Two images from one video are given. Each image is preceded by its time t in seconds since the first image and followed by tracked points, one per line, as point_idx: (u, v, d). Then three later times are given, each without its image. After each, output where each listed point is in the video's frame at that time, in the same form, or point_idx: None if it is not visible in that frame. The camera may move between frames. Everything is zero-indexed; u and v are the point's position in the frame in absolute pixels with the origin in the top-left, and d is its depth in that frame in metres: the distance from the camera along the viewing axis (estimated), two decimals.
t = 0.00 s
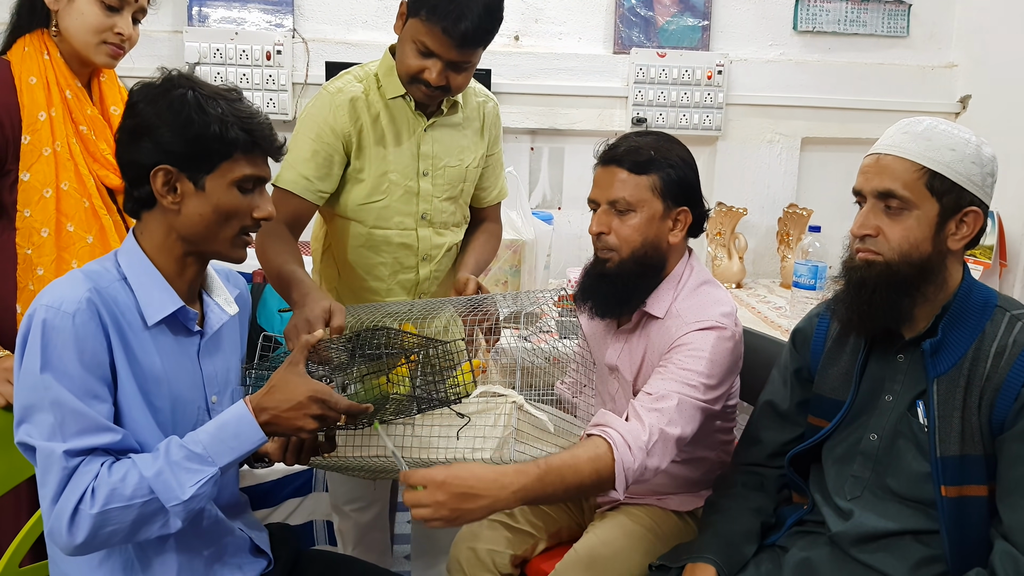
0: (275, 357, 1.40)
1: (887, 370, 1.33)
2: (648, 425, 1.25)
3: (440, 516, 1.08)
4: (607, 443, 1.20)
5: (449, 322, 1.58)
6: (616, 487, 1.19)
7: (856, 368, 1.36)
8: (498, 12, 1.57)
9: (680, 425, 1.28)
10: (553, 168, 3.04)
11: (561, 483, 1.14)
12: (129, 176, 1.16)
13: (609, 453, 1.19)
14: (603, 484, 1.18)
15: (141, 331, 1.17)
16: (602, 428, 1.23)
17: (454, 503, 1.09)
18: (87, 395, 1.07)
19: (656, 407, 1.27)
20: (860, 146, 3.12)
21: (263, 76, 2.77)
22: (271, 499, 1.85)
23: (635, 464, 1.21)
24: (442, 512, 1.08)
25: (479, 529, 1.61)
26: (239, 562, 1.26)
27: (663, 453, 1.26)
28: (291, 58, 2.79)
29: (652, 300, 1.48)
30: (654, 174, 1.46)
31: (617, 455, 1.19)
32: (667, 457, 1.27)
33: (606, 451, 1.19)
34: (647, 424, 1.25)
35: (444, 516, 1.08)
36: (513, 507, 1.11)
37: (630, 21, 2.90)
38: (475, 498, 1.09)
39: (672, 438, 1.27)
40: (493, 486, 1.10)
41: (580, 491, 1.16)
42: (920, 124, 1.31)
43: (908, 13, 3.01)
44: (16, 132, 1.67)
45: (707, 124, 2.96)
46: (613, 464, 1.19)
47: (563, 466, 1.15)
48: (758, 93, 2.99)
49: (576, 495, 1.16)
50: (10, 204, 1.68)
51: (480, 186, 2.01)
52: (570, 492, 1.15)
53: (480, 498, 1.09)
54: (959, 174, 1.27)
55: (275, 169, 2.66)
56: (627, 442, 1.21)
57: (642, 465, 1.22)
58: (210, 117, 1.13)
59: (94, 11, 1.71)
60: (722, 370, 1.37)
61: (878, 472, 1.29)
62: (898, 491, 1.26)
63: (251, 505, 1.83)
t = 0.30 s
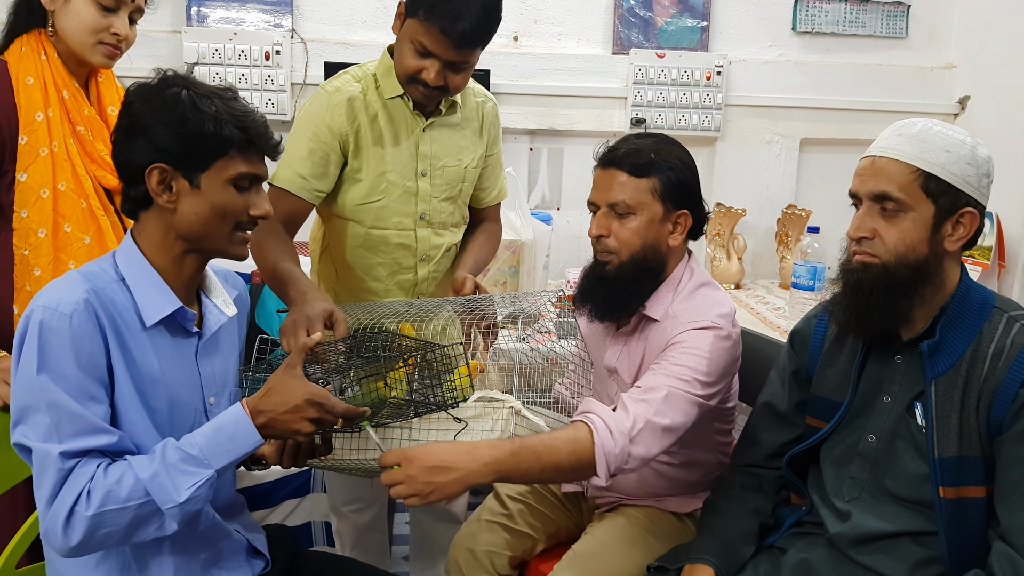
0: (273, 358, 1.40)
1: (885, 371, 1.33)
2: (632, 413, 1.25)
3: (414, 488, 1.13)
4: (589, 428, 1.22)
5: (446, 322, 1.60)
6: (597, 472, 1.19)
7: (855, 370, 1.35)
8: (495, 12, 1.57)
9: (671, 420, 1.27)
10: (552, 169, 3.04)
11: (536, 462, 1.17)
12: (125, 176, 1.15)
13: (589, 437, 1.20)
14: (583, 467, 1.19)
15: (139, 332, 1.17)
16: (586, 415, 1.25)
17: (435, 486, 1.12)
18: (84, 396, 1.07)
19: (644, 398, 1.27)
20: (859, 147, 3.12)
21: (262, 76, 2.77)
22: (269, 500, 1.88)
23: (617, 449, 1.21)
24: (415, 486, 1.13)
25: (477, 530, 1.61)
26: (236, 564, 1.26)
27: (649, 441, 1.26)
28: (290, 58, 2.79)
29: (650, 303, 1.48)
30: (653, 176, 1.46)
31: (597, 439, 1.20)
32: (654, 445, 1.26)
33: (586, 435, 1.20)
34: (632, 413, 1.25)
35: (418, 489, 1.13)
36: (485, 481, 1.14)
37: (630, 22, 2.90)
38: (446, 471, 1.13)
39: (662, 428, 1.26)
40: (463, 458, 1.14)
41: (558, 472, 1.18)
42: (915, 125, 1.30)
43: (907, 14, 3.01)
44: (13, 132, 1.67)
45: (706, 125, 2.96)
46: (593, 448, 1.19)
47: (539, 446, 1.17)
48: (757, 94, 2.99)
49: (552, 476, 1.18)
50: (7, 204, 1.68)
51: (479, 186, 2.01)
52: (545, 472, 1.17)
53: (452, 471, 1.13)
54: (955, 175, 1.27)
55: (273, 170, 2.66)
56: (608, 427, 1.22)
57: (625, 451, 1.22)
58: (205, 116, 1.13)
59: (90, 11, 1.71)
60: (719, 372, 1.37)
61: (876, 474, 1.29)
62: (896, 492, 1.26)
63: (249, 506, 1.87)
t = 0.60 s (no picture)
0: (271, 357, 1.40)
1: (884, 370, 1.33)
2: (622, 409, 1.24)
3: (398, 478, 1.14)
4: (575, 422, 1.21)
5: (445, 322, 1.60)
6: (583, 466, 1.19)
7: (853, 369, 1.35)
8: (492, 10, 1.57)
9: (665, 416, 1.27)
10: (551, 168, 3.03)
11: (521, 453, 1.17)
12: (123, 173, 1.15)
13: (575, 430, 1.20)
14: (570, 461, 1.19)
15: (136, 329, 1.16)
16: (574, 409, 1.24)
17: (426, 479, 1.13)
18: (81, 393, 1.06)
19: (636, 394, 1.27)
20: (858, 146, 3.12)
21: (260, 75, 2.76)
22: (268, 500, 1.93)
23: (604, 443, 1.20)
24: (399, 475, 1.14)
25: (476, 529, 1.60)
26: (233, 563, 1.25)
27: (639, 436, 1.25)
28: (289, 57, 2.78)
29: (649, 303, 1.48)
30: (653, 177, 1.45)
31: (583, 433, 1.19)
32: (645, 440, 1.26)
33: (572, 428, 1.20)
34: (621, 408, 1.24)
35: (401, 478, 1.14)
36: (468, 472, 1.15)
37: (629, 20, 2.90)
38: (430, 461, 1.14)
39: (654, 423, 1.26)
40: (446, 448, 1.15)
41: (542, 465, 1.18)
42: (913, 124, 1.30)
43: (907, 13, 3.01)
44: (10, 131, 1.67)
45: (705, 124, 2.95)
46: (578, 442, 1.19)
47: (526, 442, 1.18)
48: (756, 93, 2.98)
49: (537, 468, 1.18)
50: (4, 203, 1.67)
51: (477, 185, 2.00)
52: (531, 464, 1.18)
53: (435, 461, 1.14)
54: (953, 174, 1.27)
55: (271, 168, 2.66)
56: (595, 421, 1.21)
57: (612, 446, 1.22)
58: (205, 113, 1.13)
59: (84, 9, 1.70)
60: (718, 371, 1.37)
61: (874, 473, 1.29)
62: (894, 491, 1.26)
63: (248, 505, 1.91)
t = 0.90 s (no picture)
0: (272, 353, 1.39)
1: (884, 368, 1.33)
2: (621, 406, 1.24)
3: (397, 475, 1.14)
4: (575, 419, 1.21)
5: (445, 319, 1.60)
6: (583, 464, 1.19)
7: (853, 366, 1.35)
8: (492, 6, 1.57)
9: (664, 414, 1.27)
10: (551, 166, 3.03)
11: (520, 450, 1.17)
12: (125, 169, 1.15)
13: (575, 427, 1.20)
14: (569, 458, 1.19)
15: (138, 325, 1.16)
16: (574, 407, 1.24)
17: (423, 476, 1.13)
18: (82, 386, 1.06)
19: (636, 392, 1.26)
20: (858, 144, 3.11)
21: (260, 72, 2.76)
22: (266, 497, 1.92)
23: (603, 441, 1.20)
24: (398, 473, 1.14)
25: (476, 527, 1.60)
26: (233, 560, 1.25)
27: (638, 434, 1.25)
28: (288, 54, 2.78)
29: (649, 301, 1.47)
30: (654, 174, 1.45)
31: (582, 430, 1.19)
32: (644, 438, 1.25)
33: (571, 425, 1.20)
34: (620, 406, 1.24)
35: (400, 477, 1.13)
36: (467, 468, 1.15)
37: (629, 18, 2.89)
38: (429, 458, 1.14)
39: (653, 421, 1.26)
40: (445, 445, 1.15)
41: (541, 462, 1.18)
42: (913, 121, 1.30)
43: (908, 11, 3.00)
44: (11, 126, 1.66)
45: (705, 121, 2.95)
46: (579, 439, 1.19)
47: (528, 440, 1.17)
48: (757, 90, 2.98)
49: (536, 465, 1.18)
50: (5, 198, 1.67)
51: (477, 182, 2.00)
52: (530, 461, 1.18)
53: (434, 458, 1.14)
54: (953, 171, 1.27)
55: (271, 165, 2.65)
56: (595, 419, 1.21)
57: (612, 443, 1.22)
58: (208, 109, 1.12)
59: (66, 4, 1.71)
60: (718, 368, 1.36)
61: (874, 471, 1.29)
62: (894, 489, 1.25)
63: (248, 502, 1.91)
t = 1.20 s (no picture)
0: (273, 350, 1.39)
1: (886, 365, 1.32)
2: (621, 404, 1.24)
3: (395, 471, 1.13)
4: (575, 416, 1.21)
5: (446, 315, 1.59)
6: (583, 460, 1.19)
7: (855, 363, 1.34)
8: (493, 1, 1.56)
9: (664, 412, 1.26)
10: (552, 163, 3.03)
11: (520, 448, 1.17)
12: (126, 165, 1.14)
13: (575, 425, 1.20)
14: (569, 454, 1.18)
15: (140, 321, 1.16)
16: (573, 403, 1.24)
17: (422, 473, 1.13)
18: (84, 382, 1.06)
19: (635, 389, 1.26)
20: (861, 141, 3.11)
21: (261, 69, 2.76)
22: (268, 494, 1.88)
23: (603, 438, 1.20)
24: (397, 468, 1.13)
25: (476, 524, 1.60)
26: (234, 556, 1.25)
27: (638, 432, 1.25)
28: (289, 50, 2.77)
29: (651, 298, 1.47)
30: (658, 171, 1.45)
31: (582, 427, 1.19)
32: (644, 436, 1.25)
33: (571, 422, 1.20)
34: (620, 403, 1.24)
35: (399, 472, 1.13)
36: (467, 467, 1.14)
37: (631, 14, 2.89)
38: (429, 455, 1.13)
39: (653, 418, 1.26)
40: (445, 443, 1.14)
41: (541, 460, 1.18)
42: (916, 117, 1.29)
43: (910, 7, 2.99)
44: (10, 122, 1.66)
45: (707, 118, 2.94)
46: (578, 436, 1.19)
47: (524, 434, 1.17)
48: (759, 87, 2.97)
49: (536, 463, 1.18)
50: (6, 194, 1.67)
51: (478, 178, 2.00)
52: (530, 459, 1.17)
53: (435, 455, 1.13)
54: (955, 168, 1.26)
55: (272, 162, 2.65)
56: (595, 416, 1.21)
57: (612, 440, 1.21)
58: (207, 105, 1.12)
59: None
60: (720, 365, 1.36)
61: (876, 468, 1.28)
62: (896, 486, 1.25)
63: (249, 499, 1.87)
